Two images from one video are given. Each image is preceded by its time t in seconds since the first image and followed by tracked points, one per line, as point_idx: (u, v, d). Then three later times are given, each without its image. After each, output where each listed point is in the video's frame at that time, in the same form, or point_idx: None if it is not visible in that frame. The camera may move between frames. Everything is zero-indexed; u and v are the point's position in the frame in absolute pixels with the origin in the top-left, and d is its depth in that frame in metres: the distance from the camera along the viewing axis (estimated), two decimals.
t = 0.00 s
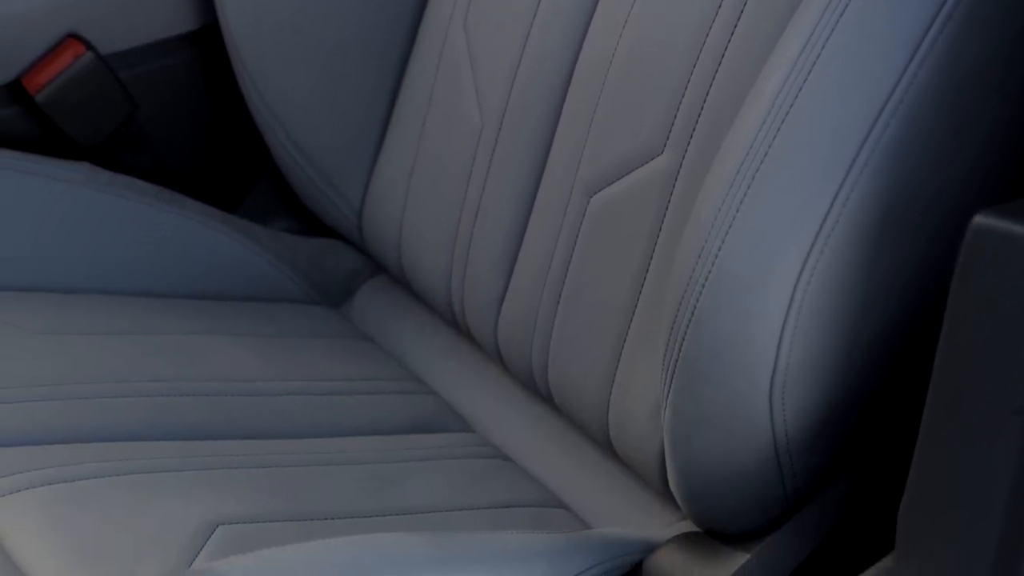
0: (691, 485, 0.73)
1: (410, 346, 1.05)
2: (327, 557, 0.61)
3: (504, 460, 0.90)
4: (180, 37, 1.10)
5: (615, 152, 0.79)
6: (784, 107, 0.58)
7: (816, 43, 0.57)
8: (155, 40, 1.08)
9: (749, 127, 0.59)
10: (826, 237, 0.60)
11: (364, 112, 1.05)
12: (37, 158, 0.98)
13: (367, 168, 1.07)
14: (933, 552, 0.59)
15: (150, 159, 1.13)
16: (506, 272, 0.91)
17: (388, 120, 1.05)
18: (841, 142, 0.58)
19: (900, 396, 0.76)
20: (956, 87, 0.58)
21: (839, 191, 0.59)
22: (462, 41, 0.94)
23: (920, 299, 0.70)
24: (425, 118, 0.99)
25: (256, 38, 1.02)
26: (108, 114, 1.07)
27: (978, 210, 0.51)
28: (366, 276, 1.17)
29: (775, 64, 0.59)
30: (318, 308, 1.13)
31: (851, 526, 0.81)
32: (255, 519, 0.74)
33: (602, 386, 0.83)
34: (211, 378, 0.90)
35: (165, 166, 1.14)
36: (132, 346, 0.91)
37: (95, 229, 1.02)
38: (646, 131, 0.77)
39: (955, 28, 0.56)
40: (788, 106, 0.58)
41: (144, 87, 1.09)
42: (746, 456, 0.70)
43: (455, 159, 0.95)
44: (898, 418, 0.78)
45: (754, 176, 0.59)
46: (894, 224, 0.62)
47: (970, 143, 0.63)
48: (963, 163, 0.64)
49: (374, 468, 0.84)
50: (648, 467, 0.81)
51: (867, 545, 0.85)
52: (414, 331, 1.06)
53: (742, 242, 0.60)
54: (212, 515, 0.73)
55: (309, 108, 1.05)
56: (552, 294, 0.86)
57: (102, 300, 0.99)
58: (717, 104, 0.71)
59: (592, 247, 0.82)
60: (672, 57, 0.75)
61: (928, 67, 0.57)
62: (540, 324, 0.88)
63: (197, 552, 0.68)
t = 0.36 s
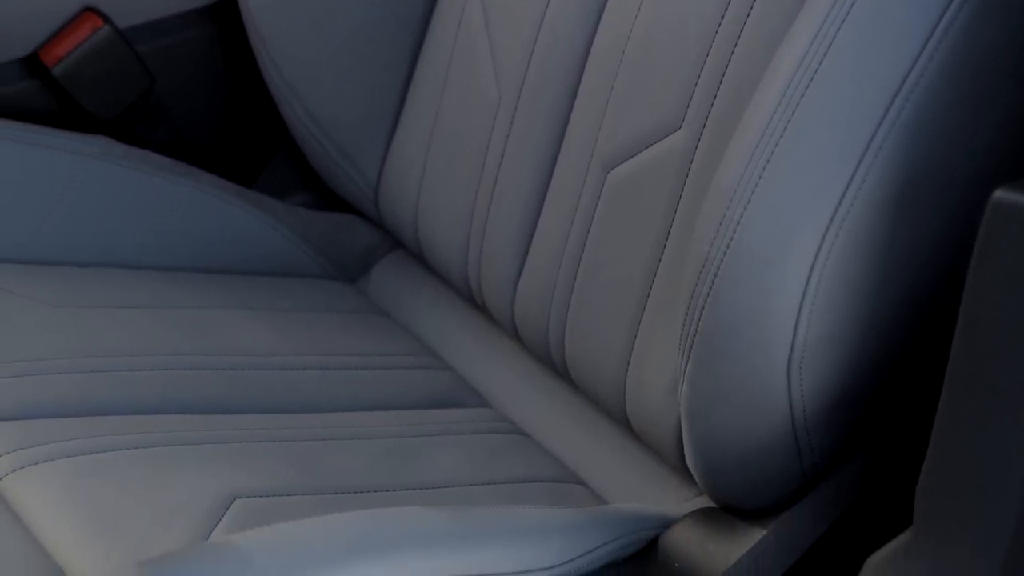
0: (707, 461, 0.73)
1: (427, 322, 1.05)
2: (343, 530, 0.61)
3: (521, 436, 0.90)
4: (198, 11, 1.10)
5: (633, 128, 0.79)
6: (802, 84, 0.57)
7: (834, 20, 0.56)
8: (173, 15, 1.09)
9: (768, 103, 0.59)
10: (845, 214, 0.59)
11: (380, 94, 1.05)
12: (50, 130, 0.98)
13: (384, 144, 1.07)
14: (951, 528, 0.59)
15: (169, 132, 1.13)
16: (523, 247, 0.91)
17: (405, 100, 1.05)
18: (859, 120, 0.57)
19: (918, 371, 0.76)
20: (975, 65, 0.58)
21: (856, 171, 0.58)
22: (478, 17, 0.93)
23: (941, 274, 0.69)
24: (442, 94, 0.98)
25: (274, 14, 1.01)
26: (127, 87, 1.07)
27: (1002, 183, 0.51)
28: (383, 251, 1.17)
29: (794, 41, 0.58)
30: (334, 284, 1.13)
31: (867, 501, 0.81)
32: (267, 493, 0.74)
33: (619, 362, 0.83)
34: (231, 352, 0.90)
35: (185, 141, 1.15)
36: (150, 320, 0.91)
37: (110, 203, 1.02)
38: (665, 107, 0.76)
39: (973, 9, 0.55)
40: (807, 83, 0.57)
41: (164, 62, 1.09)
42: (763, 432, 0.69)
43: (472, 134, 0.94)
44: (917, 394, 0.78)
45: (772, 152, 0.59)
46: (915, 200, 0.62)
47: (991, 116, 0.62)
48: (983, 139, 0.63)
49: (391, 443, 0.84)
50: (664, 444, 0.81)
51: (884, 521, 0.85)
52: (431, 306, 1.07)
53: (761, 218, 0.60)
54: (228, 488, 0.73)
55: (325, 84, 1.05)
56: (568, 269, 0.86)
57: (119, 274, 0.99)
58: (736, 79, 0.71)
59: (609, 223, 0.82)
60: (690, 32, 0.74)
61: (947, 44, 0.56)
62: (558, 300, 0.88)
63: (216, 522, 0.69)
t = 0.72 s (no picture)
0: (727, 443, 0.73)
1: (445, 303, 1.05)
2: (362, 510, 0.61)
3: (540, 417, 0.90)
4: None
5: (654, 109, 0.79)
6: (826, 63, 0.57)
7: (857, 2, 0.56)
8: None
9: (790, 84, 0.59)
10: (866, 197, 0.59)
11: (401, 76, 1.04)
12: (68, 110, 0.98)
13: (403, 126, 1.07)
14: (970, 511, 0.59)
15: (189, 113, 1.13)
16: (543, 227, 0.91)
17: (424, 84, 1.04)
18: (880, 102, 0.57)
19: (940, 352, 0.75)
20: (1000, 49, 0.57)
21: (877, 155, 0.58)
22: None
23: (963, 254, 0.69)
24: (462, 76, 0.98)
25: None
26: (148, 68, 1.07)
27: None
28: (401, 234, 1.16)
29: (818, 20, 0.58)
30: (353, 265, 1.13)
31: (887, 482, 0.81)
32: (286, 472, 0.74)
33: (638, 343, 0.82)
34: (251, 332, 0.90)
35: (203, 121, 1.15)
36: (171, 299, 0.92)
37: (128, 181, 1.02)
38: (686, 88, 0.76)
39: None
40: (830, 63, 0.57)
41: (185, 42, 1.10)
42: (783, 414, 0.69)
43: (492, 115, 0.94)
44: (939, 373, 0.77)
45: (794, 134, 0.59)
46: (939, 184, 0.61)
47: (1017, 96, 0.61)
48: (1006, 122, 0.62)
49: (411, 423, 0.84)
50: (683, 425, 0.81)
51: (903, 503, 0.85)
52: (449, 287, 1.07)
53: (783, 199, 0.60)
54: (249, 467, 0.73)
55: (345, 65, 1.05)
56: (588, 249, 0.86)
57: (137, 254, 0.99)
58: (757, 59, 0.71)
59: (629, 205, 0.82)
60: (712, 12, 0.74)
61: (969, 30, 0.56)
62: (577, 280, 0.88)
63: (236, 500, 0.70)
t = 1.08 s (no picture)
0: (750, 433, 0.73)
1: (467, 290, 1.05)
2: (385, 497, 0.61)
3: (561, 405, 0.90)
4: None
5: (677, 97, 0.78)
6: (847, 57, 0.57)
7: None
8: None
9: (814, 74, 0.59)
10: (890, 187, 0.59)
11: (423, 62, 1.04)
12: (93, 96, 0.99)
13: (427, 112, 1.07)
14: (994, 499, 0.59)
15: (210, 99, 1.14)
16: (565, 214, 0.90)
17: (447, 71, 1.04)
18: (905, 92, 0.57)
19: (964, 340, 0.75)
20: None
21: (902, 145, 0.58)
22: None
23: (992, 244, 0.69)
24: (484, 63, 0.98)
25: None
26: (170, 55, 1.08)
27: None
28: (423, 219, 1.16)
29: (841, 14, 0.58)
30: (375, 251, 1.13)
31: (913, 474, 0.81)
32: (307, 459, 0.74)
33: (660, 331, 0.82)
34: (274, 319, 0.90)
35: (225, 107, 1.15)
36: (195, 285, 0.92)
37: (149, 167, 1.03)
38: (710, 75, 0.76)
39: None
40: (855, 54, 0.57)
41: (209, 29, 1.10)
42: (807, 403, 0.69)
43: (515, 103, 0.94)
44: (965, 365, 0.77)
45: (817, 125, 0.59)
46: (966, 172, 0.61)
47: None
48: None
49: (433, 411, 0.84)
50: (706, 414, 0.81)
51: (929, 494, 0.85)
52: (471, 275, 1.06)
53: (806, 190, 0.60)
54: (270, 453, 0.73)
55: (366, 52, 1.05)
56: (610, 237, 0.86)
57: (158, 240, 1.00)
58: (782, 47, 0.70)
59: (652, 193, 0.81)
60: None
61: (994, 22, 0.55)
62: (599, 268, 0.87)
63: (258, 487, 0.69)
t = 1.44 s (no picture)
0: (771, 431, 0.73)
1: (488, 287, 1.05)
2: (408, 492, 0.61)
3: (582, 402, 0.90)
4: None
5: (700, 95, 0.78)
6: (872, 55, 0.57)
7: None
8: None
9: (838, 71, 0.59)
10: (913, 186, 0.59)
11: (444, 60, 1.04)
12: (115, 91, 0.99)
13: (447, 109, 1.07)
14: (1016, 498, 0.59)
15: (233, 95, 1.14)
16: (587, 211, 0.90)
17: (468, 68, 1.04)
18: (929, 91, 0.57)
19: (989, 339, 0.75)
20: None
21: (926, 144, 0.58)
22: None
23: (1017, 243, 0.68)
24: (506, 60, 0.98)
25: None
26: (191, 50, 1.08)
27: None
28: (445, 216, 1.16)
29: (866, 12, 0.58)
30: (396, 248, 1.13)
31: (936, 473, 0.80)
32: (329, 454, 0.74)
33: (681, 329, 0.82)
34: (296, 314, 0.91)
35: (247, 104, 1.15)
36: (217, 280, 0.92)
37: (170, 164, 1.03)
38: (733, 73, 0.76)
39: None
40: (879, 52, 0.57)
41: (231, 24, 1.10)
42: (829, 402, 0.69)
43: (537, 100, 0.94)
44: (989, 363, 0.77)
45: (841, 122, 0.58)
46: (990, 173, 0.60)
47: None
48: None
49: (454, 407, 0.84)
50: (727, 412, 0.80)
51: (953, 492, 0.85)
52: (491, 272, 1.07)
53: (828, 188, 0.60)
54: (292, 448, 0.73)
55: (386, 49, 1.05)
56: (632, 235, 0.86)
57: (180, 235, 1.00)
58: (805, 44, 0.70)
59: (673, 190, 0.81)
60: None
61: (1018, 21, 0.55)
62: (621, 266, 0.87)
63: (280, 482, 0.69)
